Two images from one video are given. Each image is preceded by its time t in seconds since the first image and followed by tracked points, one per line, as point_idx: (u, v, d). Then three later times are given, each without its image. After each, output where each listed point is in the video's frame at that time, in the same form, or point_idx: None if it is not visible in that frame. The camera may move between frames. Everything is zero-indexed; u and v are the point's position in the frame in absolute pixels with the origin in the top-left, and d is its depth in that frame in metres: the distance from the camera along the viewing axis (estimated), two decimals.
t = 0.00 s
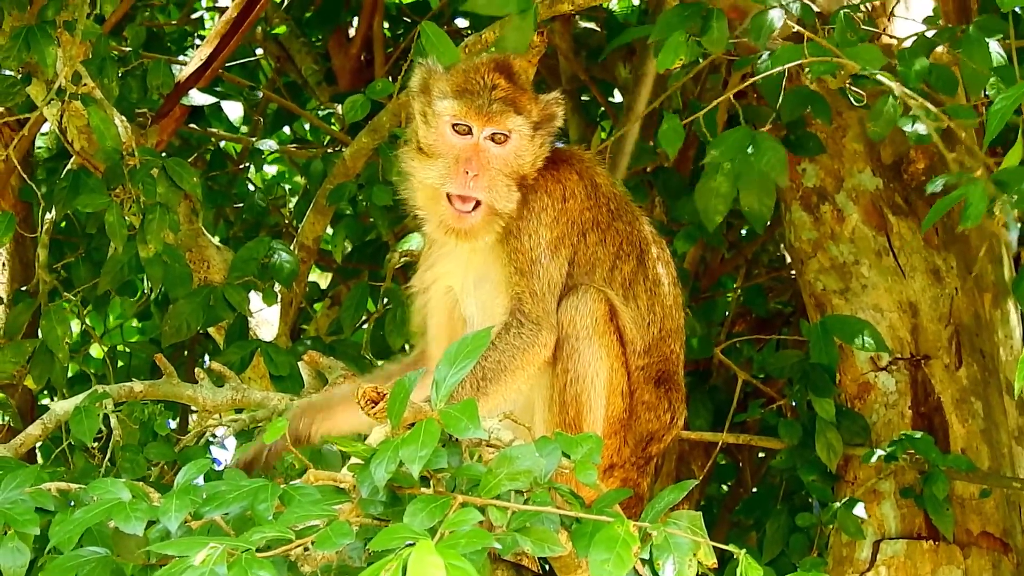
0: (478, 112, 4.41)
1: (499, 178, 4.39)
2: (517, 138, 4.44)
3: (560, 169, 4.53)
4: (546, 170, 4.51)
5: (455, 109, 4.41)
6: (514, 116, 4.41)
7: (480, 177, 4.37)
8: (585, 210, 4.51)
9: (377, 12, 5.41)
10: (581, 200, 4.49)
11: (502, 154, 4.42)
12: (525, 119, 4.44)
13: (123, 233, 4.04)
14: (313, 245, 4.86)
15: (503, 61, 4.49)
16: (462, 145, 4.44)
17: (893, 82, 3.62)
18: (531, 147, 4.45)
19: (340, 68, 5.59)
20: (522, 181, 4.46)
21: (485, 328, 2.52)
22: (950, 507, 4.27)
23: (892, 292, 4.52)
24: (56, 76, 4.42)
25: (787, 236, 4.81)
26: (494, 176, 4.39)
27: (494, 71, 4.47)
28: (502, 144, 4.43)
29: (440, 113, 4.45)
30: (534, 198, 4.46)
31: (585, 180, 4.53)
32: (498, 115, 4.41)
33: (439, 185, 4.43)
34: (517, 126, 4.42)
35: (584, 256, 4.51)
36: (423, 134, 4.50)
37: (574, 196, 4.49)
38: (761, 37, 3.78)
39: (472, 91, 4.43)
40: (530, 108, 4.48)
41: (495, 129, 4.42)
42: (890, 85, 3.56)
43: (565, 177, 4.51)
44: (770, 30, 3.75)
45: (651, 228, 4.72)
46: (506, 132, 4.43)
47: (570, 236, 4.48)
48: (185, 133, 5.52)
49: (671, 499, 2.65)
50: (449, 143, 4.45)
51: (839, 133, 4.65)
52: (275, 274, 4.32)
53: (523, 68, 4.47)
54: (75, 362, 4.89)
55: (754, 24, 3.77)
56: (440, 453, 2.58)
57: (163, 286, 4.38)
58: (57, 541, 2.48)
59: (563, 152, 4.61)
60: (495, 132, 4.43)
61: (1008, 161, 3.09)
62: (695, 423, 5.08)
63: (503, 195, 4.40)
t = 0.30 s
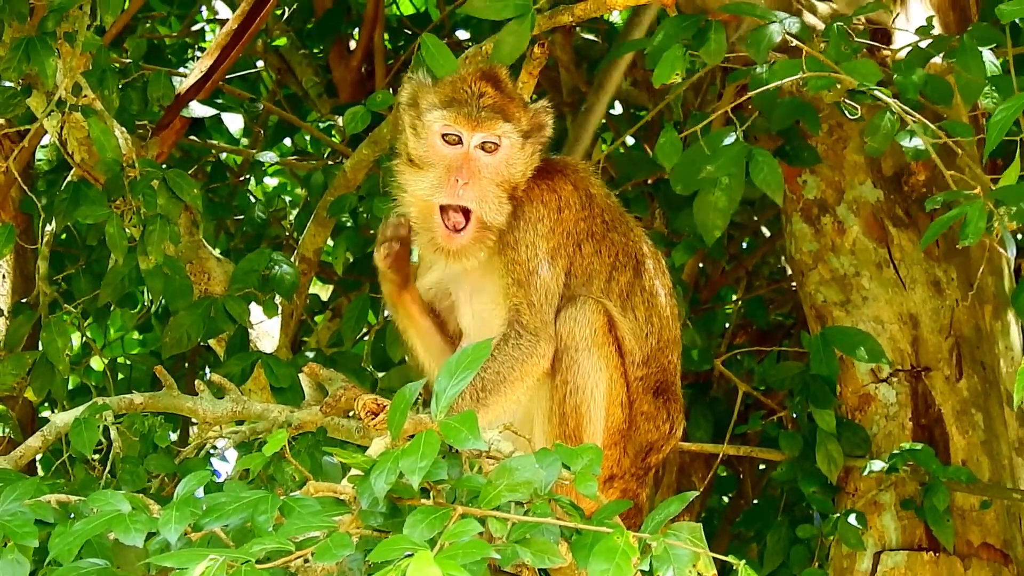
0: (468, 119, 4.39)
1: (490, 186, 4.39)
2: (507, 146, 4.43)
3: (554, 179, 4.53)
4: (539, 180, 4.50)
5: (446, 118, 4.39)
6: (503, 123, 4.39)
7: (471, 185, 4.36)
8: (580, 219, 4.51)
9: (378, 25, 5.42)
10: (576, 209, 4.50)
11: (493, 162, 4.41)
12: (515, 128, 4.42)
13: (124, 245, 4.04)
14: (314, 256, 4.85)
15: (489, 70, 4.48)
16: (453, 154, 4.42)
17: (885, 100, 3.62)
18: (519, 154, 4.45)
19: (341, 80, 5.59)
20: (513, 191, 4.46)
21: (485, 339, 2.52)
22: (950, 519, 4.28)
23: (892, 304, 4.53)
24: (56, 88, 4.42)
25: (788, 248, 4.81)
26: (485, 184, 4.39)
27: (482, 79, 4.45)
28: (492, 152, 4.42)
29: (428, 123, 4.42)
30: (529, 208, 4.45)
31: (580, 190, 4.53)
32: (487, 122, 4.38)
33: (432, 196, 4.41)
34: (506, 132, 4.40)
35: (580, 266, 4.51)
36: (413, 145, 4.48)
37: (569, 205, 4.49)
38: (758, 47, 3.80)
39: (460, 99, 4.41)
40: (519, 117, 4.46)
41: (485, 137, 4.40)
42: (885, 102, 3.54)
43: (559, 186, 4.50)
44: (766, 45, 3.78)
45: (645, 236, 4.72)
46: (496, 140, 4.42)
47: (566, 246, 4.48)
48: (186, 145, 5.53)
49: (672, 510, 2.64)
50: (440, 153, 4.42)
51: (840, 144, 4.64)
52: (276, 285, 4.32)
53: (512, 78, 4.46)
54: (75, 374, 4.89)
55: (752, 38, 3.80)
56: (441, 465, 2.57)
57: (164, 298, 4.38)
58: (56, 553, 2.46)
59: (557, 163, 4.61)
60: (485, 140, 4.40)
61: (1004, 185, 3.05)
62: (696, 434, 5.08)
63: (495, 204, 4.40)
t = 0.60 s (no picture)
0: (473, 149, 4.35)
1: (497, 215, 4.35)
2: (512, 172, 4.40)
3: (556, 192, 4.52)
4: (541, 197, 4.49)
5: (450, 147, 4.35)
6: (508, 149, 4.36)
7: (479, 215, 4.33)
8: (582, 232, 4.52)
9: (378, 35, 5.42)
10: (579, 223, 4.51)
11: (498, 190, 4.38)
12: (520, 153, 4.39)
13: (124, 255, 4.04)
14: (313, 266, 4.85)
15: (489, 91, 4.45)
16: (458, 183, 4.38)
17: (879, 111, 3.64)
18: (525, 181, 4.42)
19: (340, 89, 5.59)
20: (518, 214, 4.43)
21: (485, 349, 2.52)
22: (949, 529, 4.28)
23: (892, 313, 4.54)
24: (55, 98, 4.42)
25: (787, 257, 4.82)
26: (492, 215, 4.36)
27: (483, 103, 4.41)
28: (497, 179, 4.39)
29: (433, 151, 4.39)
30: (531, 222, 4.44)
31: (581, 204, 4.53)
32: (492, 150, 4.35)
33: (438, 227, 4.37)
34: (511, 159, 4.37)
35: (582, 277, 4.52)
36: (417, 174, 4.42)
37: (572, 220, 4.50)
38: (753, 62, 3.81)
39: (464, 128, 4.37)
40: (522, 138, 4.42)
41: (491, 165, 4.36)
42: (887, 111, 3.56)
43: (562, 202, 4.51)
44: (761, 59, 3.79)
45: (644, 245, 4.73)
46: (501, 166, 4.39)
47: (567, 259, 4.49)
48: (185, 155, 5.54)
49: (672, 520, 2.64)
50: (445, 182, 4.38)
51: (839, 152, 4.65)
52: (276, 295, 4.31)
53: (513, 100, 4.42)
54: (75, 384, 4.89)
55: (749, 51, 3.81)
56: (441, 474, 2.56)
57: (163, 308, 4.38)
58: (57, 563, 2.46)
59: (558, 174, 4.60)
60: (490, 167, 4.37)
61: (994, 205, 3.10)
62: (696, 442, 5.08)
63: (501, 231, 4.38)
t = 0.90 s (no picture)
0: (466, 171, 4.37)
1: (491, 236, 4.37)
2: (505, 192, 4.41)
3: (549, 203, 4.53)
4: (536, 209, 4.50)
5: (443, 172, 4.38)
6: (501, 171, 4.37)
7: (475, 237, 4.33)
8: (576, 243, 4.53)
9: (376, 43, 5.43)
10: (573, 234, 4.52)
11: (493, 210, 4.38)
12: (513, 173, 4.40)
13: (122, 263, 4.08)
14: (311, 275, 4.84)
15: (480, 110, 4.47)
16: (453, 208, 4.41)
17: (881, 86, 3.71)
18: (518, 201, 4.43)
19: (338, 98, 5.60)
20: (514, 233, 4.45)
21: (483, 359, 2.53)
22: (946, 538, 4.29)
23: (890, 323, 4.54)
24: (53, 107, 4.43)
25: (785, 266, 4.83)
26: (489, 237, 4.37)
27: (473, 124, 4.43)
28: (491, 200, 4.39)
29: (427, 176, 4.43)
30: (526, 234, 4.46)
31: (575, 215, 4.54)
32: (485, 172, 4.36)
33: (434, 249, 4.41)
34: (504, 180, 4.38)
35: (578, 286, 4.53)
36: (413, 198, 4.48)
37: (566, 230, 4.51)
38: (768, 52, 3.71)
39: (457, 153, 4.39)
40: (514, 157, 4.44)
41: (484, 188, 4.38)
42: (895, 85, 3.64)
43: (556, 212, 4.51)
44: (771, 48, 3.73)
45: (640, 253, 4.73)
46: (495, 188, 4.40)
47: (562, 270, 4.49)
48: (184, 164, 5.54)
49: (669, 529, 2.64)
50: (440, 207, 4.41)
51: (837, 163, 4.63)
52: (274, 305, 4.28)
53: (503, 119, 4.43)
54: (73, 393, 4.89)
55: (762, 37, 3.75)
56: (439, 483, 2.56)
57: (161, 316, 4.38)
58: (54, 571, 2.46)
59: (552, 185, 4.61)
60: (483, 189, 4.39)
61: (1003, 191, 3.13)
62: (694, 451, 5.09)
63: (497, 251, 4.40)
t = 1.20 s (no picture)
0: (474, 143, 4.37)
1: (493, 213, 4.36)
2: (510, 172, 4.40)
3: (545, 204, 4.53)
4: (533, 210, 4.50)
5: (452, 141, 4.38)
6: (508, 148, 4.38)
7: (478, 207, 4.32)
8: (573, 246, 4.52)
9: (375, 49, 5.43)
10: (570, 236, 4.51)
11: (498, 187, 4.37)
12: (519, 154, 4.41)
13: (119, 269, 4.07)
14: (310, 281, 4.81)
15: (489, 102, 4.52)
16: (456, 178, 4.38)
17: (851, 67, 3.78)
18: (521, 183, 4.42)
19: (337, 104, 5.60)
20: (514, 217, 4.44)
21: (480, 364, 2.53)
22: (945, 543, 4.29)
23: (888, 328, 4.54)
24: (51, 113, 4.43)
25: (783, 272, 4.83)
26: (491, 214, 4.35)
27: (483, 108, 4.47)
28: (496, 177, 4.38)
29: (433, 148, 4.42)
30: (522, 237, 4.45)
31: (571, 218, 4.54)
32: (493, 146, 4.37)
33: (434, 218, 4.39)
34: (510, 158, 4.38)
35: (573, 290, 4.52)
36: (415, 170, 4.46)
37: (563, 233, 4.50)
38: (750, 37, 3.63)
39: (465, 125, 4.41)
40: (520, 144, 4.46)
41: (489, 162, 4.36)
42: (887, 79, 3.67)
43: (552, 216, 4.51)
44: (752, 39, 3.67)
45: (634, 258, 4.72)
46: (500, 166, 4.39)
47: (559, 273, 4.49)
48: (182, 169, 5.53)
49: (668, 534, 2.63)
50: (444, 177, 4.40)
51: (836, 168, 4.67)
52: (272, 310, 4.32)
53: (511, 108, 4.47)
54: (71, 399, 4.89)
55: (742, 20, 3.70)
56: (437, 489, 2.55)
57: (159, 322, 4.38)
58: None
59: (547, 189, 4.60)
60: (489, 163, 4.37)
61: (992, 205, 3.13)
62: (692, 456, 5.08)
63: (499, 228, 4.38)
